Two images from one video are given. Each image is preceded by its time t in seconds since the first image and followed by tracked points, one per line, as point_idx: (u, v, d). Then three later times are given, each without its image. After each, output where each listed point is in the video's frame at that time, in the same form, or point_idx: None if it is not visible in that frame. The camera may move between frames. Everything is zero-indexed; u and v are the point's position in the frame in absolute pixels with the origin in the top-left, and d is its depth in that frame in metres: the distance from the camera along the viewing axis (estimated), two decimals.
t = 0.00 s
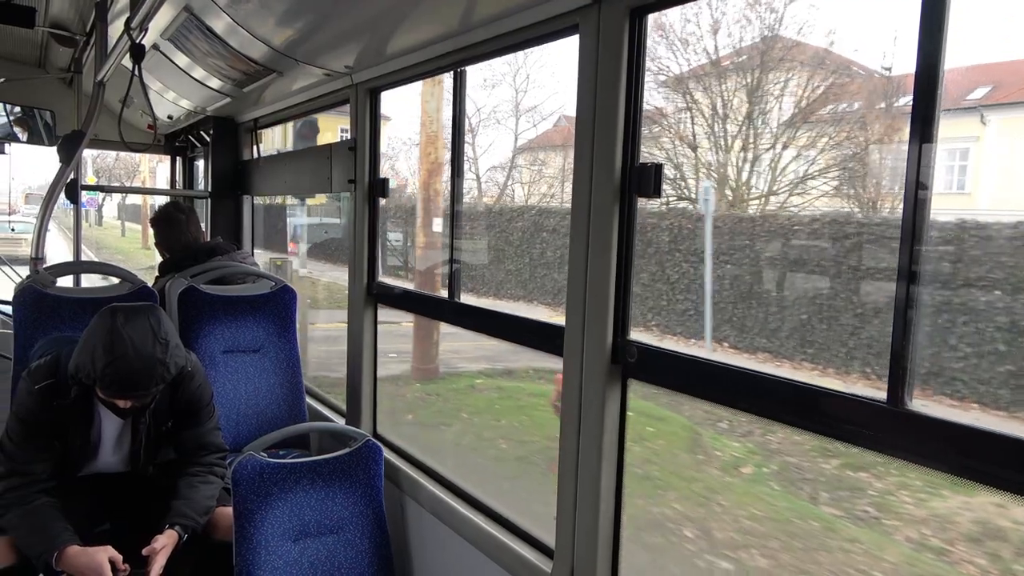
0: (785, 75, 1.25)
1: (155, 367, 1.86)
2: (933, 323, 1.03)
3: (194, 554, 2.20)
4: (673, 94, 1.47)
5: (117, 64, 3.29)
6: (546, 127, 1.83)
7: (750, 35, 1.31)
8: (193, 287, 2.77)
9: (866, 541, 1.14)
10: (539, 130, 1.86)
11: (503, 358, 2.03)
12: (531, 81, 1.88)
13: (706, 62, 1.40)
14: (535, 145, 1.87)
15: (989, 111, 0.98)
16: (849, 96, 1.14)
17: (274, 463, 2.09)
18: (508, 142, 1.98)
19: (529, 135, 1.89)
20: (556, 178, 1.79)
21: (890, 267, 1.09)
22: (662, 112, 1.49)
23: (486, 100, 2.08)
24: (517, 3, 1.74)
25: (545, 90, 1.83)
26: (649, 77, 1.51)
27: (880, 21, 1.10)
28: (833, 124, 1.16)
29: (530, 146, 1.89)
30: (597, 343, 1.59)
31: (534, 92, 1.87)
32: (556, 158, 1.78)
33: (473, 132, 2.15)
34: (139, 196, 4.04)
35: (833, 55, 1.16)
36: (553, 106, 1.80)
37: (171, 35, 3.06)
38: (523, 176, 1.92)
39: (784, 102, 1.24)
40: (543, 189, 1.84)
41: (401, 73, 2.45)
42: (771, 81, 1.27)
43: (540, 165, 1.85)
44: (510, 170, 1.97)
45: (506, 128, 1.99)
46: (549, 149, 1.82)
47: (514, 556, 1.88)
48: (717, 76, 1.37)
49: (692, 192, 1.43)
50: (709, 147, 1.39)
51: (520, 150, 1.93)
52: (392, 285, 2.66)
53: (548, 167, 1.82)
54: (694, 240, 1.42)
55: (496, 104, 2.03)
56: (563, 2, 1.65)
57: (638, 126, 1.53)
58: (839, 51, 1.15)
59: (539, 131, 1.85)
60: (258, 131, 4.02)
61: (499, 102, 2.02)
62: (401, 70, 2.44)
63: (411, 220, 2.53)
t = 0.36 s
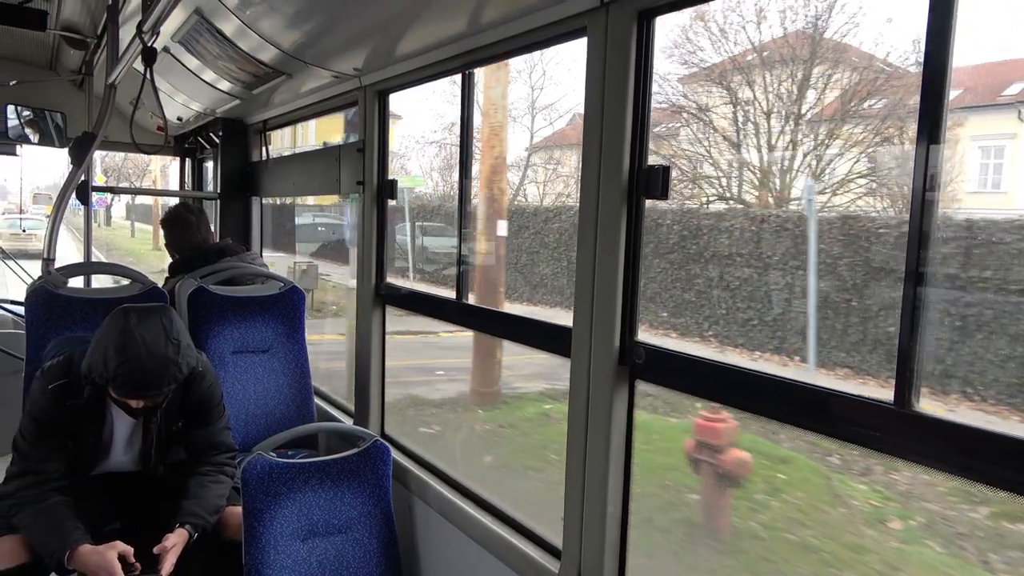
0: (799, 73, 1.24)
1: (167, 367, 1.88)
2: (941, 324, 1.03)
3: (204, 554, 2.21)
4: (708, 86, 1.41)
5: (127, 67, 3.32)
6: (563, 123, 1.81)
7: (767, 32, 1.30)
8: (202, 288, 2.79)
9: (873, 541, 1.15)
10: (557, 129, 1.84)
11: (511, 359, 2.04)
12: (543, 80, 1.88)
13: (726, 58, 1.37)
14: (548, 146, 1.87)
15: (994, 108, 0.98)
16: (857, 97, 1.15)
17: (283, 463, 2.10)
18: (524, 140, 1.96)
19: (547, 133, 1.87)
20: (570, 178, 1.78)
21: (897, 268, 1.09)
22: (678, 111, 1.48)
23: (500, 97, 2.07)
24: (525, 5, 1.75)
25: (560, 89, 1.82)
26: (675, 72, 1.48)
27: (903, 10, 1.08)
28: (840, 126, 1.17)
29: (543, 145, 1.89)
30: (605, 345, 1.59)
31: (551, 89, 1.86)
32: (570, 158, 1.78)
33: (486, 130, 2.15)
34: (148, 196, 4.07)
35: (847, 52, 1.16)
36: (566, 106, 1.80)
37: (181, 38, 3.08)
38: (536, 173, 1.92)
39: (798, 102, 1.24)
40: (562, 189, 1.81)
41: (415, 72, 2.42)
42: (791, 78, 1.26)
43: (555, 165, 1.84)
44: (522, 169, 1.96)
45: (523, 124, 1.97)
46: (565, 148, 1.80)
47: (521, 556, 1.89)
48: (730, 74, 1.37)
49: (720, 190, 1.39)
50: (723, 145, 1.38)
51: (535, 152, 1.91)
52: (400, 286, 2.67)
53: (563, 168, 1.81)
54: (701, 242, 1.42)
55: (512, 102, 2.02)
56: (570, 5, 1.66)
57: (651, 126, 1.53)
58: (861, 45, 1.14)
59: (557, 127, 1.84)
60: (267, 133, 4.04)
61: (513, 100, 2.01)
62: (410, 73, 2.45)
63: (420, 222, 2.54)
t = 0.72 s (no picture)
0: (808, 72, 1.22)
1: (174, 370, 1.88)
2: (946, 328, 1.03)
3: (209, 556, 2.22)
4: (753, 81, 1.32)
5: (134, 70, 3.33)
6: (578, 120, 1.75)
7: (782, 31, 1.27)
8: (208, 291, 2.80)
9: (876, 545, 1.14)
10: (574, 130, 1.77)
11: (515, 361, 2.03)
12: (551, 81, 1.86)
13: (746, 56, 1.33)
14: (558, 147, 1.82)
15: (989, 106, 0.98)
16: (856, 97, 1.15)
17: (287, 466, 2.11)
18: (540, 140, 1.90)
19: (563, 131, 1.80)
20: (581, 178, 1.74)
21: (902, 272, 1.09)
22: (692, 110, 1.46)
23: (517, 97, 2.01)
24: (529, 8, 1.75)
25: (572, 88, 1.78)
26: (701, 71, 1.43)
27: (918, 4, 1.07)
28: (839, 128, 1.17)
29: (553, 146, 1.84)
30: (608, 348, 1.59)
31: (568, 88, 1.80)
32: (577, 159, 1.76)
33: (503, 129, 2.08)
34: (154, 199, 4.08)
35: (852, 52, 1.15)
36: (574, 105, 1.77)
37: (187, 42, 3.10)
38: (548, 172, 1.88)
39: (805, 103, 1.23)
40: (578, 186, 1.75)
41: (422, 73, 2.40)
42: (818, 75, 1.21)
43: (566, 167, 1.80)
44: (533, 167, 1.93)
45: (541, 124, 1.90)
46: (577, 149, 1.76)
47: (525, 560, 1.88)
48: (745, 75, 1.34)
49: (765, 193, 1.30)
50: (760, 139, 1.31)
51: (549, 158, 1.86)
52: (404, 289, 2.67)
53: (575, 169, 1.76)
54: (705, 244, 1.42)
55: (529, 101, 1.96)
56: (573, 8, 1.66)
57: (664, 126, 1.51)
58: (883, 41, 1.11)
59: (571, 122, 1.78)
60: (272, 136, 4.05)
61: (529, 100, 1.96)
62: (414, 76, 2.46)
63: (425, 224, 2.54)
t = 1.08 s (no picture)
0: (830, 66, 1.20)
1: (175, 371, 1.89)
2: (952, 327, 1.02)
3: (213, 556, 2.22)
4: (799, 72, 1.25)
5: (138, 72, 3.34)
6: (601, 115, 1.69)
7: (797, 27, 1.25)
8: (212, 291, 2.80)
9: (880, 543, 1.14)
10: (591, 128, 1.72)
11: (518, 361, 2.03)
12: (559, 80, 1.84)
13: (779, 49, 1.29)
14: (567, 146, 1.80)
15: (992, 99, 0.98)
16: (861, 95, 1.15)
17: (292, 465, 2.11)
18: (553, 137, 1.85)
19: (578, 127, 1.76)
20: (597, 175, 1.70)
21: (907, 270, 1.08)
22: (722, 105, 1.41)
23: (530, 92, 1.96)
24: (532, 7, 1.74)
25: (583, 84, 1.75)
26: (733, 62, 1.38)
27: None
28: (847, 128, 1.17)
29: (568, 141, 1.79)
30: (612, 347, 1.59)
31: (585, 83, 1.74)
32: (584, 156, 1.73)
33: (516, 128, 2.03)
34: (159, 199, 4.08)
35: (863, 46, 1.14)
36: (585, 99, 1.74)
37: (190, 43, 3.10)
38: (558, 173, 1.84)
39: (822, 102, 1.21)
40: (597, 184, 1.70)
41: (425, 72, 2.40)
42: (845, 71, 1.18)
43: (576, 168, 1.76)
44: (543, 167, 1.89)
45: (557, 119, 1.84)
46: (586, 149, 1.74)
47: (529, 560, 1.88)
48: (773, 68, 1.31)
49: (805, 192, 1.24)
50: (801, 135, 1.25)
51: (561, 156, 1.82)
52: (407, 289, 2.68)
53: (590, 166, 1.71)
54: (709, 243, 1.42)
55: (543, 97, 1.90)
56: (576, 7, 1.65)
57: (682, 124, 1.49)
58: (895, 33, 1.10)
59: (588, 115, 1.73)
60: (276, 136, 4.05)
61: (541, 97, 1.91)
62: (418, 75, 2.46)
63: (428, 224, 2.54)
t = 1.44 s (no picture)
0: (856, 64, 1.18)
1: (182, 372, 1.90)
2: (962, 331, 1.03)
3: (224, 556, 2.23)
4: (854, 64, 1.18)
5: (148, 74, 3.36)
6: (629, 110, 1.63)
7: (817, 24, 1.23)
8: (221, 293, 2.82)
9: (887, 546, 1.14)
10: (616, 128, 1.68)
11: (527, 363, 2.04)
12: (572, 81, 1.83)
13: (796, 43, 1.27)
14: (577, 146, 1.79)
15: (1001, 100, 0.99)
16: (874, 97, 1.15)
17: (301, 466, 2.12)
18: (568, 137, 1.82)
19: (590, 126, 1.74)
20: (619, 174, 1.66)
21: (918, 274, 1.08)
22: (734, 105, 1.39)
23: (543, 91, 1.94)
24: (543, 11, 1.75)
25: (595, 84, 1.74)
26: (756, 56, 1.35)
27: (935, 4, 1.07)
28: (857, 135, 1.18)
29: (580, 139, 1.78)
30: (621, 349, 1.59)
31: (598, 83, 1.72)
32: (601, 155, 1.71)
33: (531, 127, 2.00)
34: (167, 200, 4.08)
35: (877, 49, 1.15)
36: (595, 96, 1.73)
37: (200, 45, 3.12)
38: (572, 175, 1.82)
39: (844, 102, 1.19)
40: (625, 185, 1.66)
41: (434, 75, 2.41)
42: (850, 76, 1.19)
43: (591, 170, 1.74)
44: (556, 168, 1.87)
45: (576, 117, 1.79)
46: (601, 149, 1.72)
47: (538, 562, 1.89)
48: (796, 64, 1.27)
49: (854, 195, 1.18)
50: (848, 135, 1.19)
51: (575, 158, 1.80)
52: (416, 290, 2.69)
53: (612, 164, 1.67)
54: (719, 245, 1.42)
55: (559, 96, 1.87)
56: (586, 11, 1.66)
57: (695, 122, 1.48)
58: (909, 32, 1.10)
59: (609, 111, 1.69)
60: (284, 138, 4.07)
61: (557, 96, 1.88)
62: (427, 78, 2.47)
63: (436, 226, 2.55)
